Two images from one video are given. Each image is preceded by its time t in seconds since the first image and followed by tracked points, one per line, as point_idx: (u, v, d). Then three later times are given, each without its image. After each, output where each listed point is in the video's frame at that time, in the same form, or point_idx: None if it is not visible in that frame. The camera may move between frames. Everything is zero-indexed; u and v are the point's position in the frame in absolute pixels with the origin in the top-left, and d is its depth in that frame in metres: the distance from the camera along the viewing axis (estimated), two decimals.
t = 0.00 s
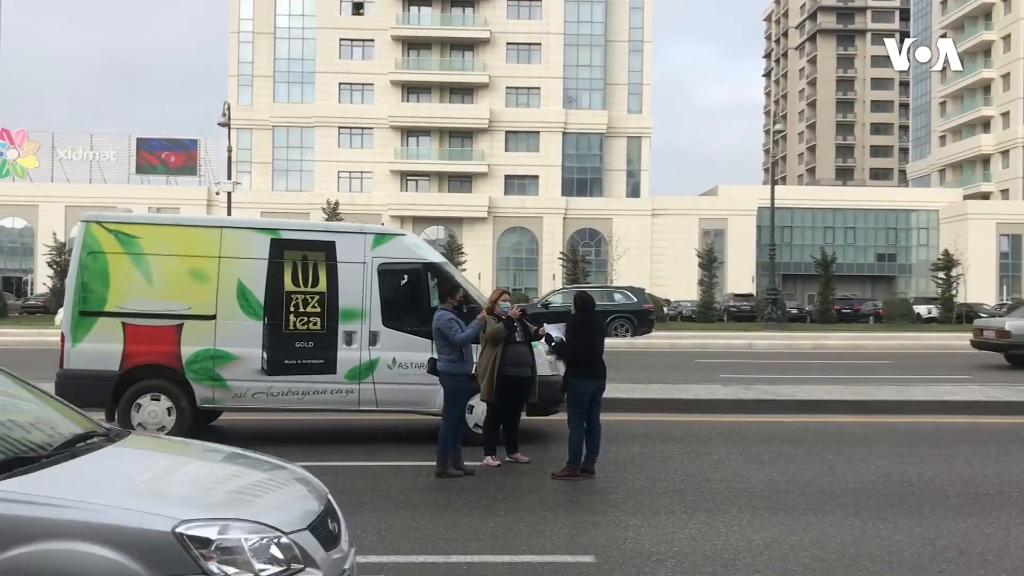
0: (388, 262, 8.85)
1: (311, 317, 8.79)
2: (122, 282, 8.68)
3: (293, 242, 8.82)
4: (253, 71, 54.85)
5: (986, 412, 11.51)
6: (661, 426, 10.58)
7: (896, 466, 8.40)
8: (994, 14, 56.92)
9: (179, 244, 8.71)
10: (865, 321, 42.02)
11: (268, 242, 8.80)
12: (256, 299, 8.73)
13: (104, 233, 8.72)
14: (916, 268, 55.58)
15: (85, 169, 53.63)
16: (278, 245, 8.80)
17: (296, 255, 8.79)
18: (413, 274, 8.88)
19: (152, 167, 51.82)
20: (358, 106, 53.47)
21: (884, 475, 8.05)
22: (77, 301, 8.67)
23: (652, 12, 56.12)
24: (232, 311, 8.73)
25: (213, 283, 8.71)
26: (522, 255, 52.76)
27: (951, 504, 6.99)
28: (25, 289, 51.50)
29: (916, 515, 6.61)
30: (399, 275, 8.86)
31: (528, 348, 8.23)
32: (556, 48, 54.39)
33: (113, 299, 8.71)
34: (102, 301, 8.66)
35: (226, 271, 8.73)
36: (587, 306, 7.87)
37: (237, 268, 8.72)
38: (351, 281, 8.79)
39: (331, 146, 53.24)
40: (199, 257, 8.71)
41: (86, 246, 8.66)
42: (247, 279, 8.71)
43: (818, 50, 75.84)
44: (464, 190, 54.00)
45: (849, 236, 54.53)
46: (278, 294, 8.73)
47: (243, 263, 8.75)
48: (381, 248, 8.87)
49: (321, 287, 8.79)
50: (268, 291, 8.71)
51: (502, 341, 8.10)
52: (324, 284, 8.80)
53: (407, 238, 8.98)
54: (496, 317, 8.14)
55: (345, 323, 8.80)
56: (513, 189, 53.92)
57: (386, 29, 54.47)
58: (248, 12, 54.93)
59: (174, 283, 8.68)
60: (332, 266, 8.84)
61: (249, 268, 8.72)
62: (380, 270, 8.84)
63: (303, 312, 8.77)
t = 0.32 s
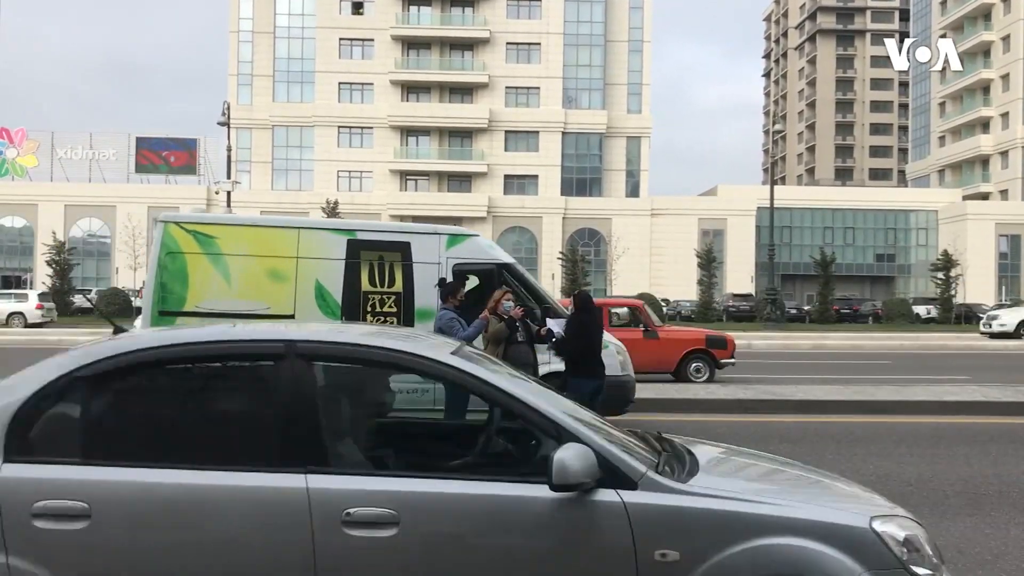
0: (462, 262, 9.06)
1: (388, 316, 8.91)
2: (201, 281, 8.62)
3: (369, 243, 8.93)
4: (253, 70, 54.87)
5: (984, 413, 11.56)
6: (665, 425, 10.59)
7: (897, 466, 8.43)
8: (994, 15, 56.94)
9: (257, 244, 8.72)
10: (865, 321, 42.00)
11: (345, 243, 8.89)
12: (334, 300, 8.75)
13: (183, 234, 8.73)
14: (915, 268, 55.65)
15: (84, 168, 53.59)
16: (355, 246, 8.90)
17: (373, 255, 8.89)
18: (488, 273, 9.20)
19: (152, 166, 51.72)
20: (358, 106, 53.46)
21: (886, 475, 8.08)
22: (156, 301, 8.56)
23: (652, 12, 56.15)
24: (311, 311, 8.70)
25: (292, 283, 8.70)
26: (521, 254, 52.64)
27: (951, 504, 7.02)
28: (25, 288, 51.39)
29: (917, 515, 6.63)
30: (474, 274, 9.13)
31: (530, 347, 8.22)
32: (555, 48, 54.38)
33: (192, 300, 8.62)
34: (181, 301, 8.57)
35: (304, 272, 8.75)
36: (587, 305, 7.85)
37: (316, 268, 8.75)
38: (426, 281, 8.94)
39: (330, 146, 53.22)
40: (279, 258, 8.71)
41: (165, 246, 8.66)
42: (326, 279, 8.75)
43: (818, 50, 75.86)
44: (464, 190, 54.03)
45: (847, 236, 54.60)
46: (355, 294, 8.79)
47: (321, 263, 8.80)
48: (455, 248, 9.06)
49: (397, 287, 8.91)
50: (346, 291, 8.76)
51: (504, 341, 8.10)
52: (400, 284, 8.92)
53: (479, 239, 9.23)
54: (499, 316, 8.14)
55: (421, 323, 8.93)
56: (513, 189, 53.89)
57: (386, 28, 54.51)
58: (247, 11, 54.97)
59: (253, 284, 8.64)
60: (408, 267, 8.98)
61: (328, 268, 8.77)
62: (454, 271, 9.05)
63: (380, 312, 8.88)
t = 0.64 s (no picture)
0: (528, 264, 9.00)
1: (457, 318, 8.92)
2: (272, 284, 8.67)
3: (436, 245, 8.94)
4: (253, 71, 54.90)
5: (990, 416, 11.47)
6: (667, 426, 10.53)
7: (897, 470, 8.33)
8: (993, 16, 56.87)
9: (328, 247, 8.75)
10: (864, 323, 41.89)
11: (414, 246, 8.91)
12: (403, 301, 8.84)
13: (254, 236, 8.72)
14: (915, 270, 55.68)
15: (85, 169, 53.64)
16: (422, 248, 8.92)
17: (441, 257, 8.90)
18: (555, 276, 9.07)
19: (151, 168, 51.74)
20: (357, 107, 53.40)
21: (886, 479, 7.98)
22: (229, 304, 8.63)
23: (652, 13, 56.21)
24: (381, 313, 8.82)
25: (363, 285, 8.77)
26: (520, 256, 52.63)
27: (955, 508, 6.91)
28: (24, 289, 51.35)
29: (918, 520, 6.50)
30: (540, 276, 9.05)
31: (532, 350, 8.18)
32: (555, 49, 54.38)
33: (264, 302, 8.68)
34: (252, 302, 8.63)
35: (373, 274, 8.79)
36: (587, 307, 7.86)
37: (385, 271, 8.80)
38: (494, 282, 8.92)
39: (330, 148, 53.20)
40: (349, 260, 8.75)
41: (237, 249, 8.65)
42: (395, 281, 8.80)
43: (817, 51, 75.87)
44: (463, 191, 54.00)
45: (847, 237, 54.56)
46: (425, 296, 8.84)
47: (390, 265, 8.84)
48: (521, 250, 8.99)
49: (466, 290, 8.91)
50: (415, 293, 8.81)
51: (505, 344, 8.08)
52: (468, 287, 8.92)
53: (545, 241, 9.13)
54: (501, 318, 8.10)
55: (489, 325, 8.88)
56: (513, 190, 53.92)
57: (386, 30, 54.48)
58: (247, 12, 55.00)
59: (325, 287, 8.71)
60: (474, 268, 8.98)
61: (397, 270, 8.82)
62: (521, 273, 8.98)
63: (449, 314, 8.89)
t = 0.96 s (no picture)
0: (604, 266, 9.07)
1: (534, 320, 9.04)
2: (352, 287, 8.91)
3: (512, 248, 9.09)
4: (252, 73, 54.75)
5: (988, 418, 11.39)
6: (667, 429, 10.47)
7: (894, 470, 8.25)
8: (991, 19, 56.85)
9: (405, 250, 8.96)
10: (863, 325, 41.75)
11: (490, 248, 9.07)
12: (480, 304, 9.00)
13: (333, 239, 8.98)
14: (914, 272, 55.63)
15: (83, 170, 53.49)
16: (498, 251, 9.08)
17: (517, 260, 9.05)
18: (630, 279, 9.09)
19: (148, 169, 51.60)
20: (355, 109, 53.24)
21: (884, 479, 7.90)
22: (309, 306, 8.90)
23: (651, 15, 56.16)
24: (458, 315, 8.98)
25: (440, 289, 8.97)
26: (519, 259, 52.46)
27: (951, 509, 6.83)
28: (22, 291, 51.08)
29: (914, 521, 6.42)
30: (616, 278, 9.08)
31: (532, 352, 8.02)
32: (555, 51, 54.25)
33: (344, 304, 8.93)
34: (332, 305, 8.88)
35: (451, 277, 9.01)
36: (589, 308, 7.69)
37: (462, 274, 9.00)
38: (571, 285, 9.03)
39: (329, 149, 53.09)
40: (427, 263, 8.97)
41: (317, 251, 8.92)
42: (472, 284, 8.98)
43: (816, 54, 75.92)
44: (462, 193, 53.74)
45: (846, 239, 54.46)
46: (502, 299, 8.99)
47: (467, 268, 9.03)
48: (597, 252, 9.08)
49: (541, 293, 9.04)
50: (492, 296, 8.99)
51: (505, 345, 7.91)
52: (544, 289, 9.05)
53: (621, 244, 9.24)
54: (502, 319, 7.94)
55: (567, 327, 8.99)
56: (511, 192, 53.79)
57: (384, 31, 54.30)
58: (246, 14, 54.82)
59: (403, 290, 8.93)
60: (551, 271, 9.09)
61: (473, 273, 9.01)
62: (596, 276, 9.06)
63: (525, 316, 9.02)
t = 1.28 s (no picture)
0: (687, 268, 9.25)
1: (618, 322, 9.19)
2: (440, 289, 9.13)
3: (597, 250, 9.24)
4: (250, 74, 54.65)
5: (984, 420, 11.52)
6: (666, 432, 10.65)
7: (889, 472, 8.40)
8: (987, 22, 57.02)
9: (491, 253, 9.20)
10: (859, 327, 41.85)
11: (574, 251, 9.25)
12: (565, 306, 9.20)
13: (420, 242, 9.21)
14: (910, 274, 55.78)
15: (80, 171, 53.50)
16: (583, 254, 9.24)
17: (601, 262, 9.19)
18: (716, 280, 9.34)
19: (146, 170, 51.63)
20: (353, 110, 53.32)
21: (877, 480, 8.05)
22: (397, 308, 9.09)
23: (648, 16, 56.31)
24: (543, 317, 9.17)
25: (525, 291, 9.18)
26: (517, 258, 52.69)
27: (946, 510, 6.96)
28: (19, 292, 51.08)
29: (909, 521, 6.57)
30: (701, 280, 9.31)
31: (531, 353, 8.14)
32: (553, 52, 54.37)
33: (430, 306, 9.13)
34: (420, 307, 9.09)
35: (536, 279, 9.19)
36: (590, 310, 7.78)
37: (547, 277, 9.19)
38: (655, 287, 9.19)
39: (327, 151, 53.18)
40: (513, 265, 9.19)
41: (404, 254, 9.15)
42: (557, 286, 9.18)
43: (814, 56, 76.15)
44: (460, 193, 53.70)
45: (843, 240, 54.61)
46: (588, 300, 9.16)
47: (552, 271, 9.21)
48: (680, 255, 9.27)
49: (626, 294, 9.18)
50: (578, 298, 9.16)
51: (505, 346, 8.02)
52: (629, 291, 9.18)
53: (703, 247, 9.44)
54: (502, 321, 8.03)
55: (651, 329, 9.21)
56: (509, 193, 53.91)
57: (382, 33, 54.37)
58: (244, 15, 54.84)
59: (488, 293, 9.15)
60: (634, 274, 9.24)
61: (558, 274, 9.19)
62: (681, 278, 9.25)
63: (609, 318, 9.18)
